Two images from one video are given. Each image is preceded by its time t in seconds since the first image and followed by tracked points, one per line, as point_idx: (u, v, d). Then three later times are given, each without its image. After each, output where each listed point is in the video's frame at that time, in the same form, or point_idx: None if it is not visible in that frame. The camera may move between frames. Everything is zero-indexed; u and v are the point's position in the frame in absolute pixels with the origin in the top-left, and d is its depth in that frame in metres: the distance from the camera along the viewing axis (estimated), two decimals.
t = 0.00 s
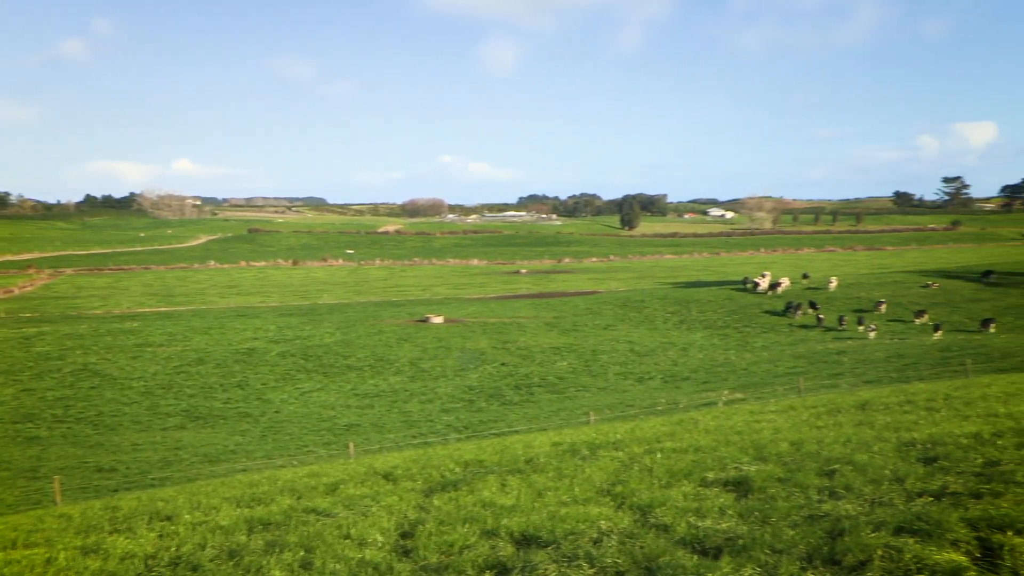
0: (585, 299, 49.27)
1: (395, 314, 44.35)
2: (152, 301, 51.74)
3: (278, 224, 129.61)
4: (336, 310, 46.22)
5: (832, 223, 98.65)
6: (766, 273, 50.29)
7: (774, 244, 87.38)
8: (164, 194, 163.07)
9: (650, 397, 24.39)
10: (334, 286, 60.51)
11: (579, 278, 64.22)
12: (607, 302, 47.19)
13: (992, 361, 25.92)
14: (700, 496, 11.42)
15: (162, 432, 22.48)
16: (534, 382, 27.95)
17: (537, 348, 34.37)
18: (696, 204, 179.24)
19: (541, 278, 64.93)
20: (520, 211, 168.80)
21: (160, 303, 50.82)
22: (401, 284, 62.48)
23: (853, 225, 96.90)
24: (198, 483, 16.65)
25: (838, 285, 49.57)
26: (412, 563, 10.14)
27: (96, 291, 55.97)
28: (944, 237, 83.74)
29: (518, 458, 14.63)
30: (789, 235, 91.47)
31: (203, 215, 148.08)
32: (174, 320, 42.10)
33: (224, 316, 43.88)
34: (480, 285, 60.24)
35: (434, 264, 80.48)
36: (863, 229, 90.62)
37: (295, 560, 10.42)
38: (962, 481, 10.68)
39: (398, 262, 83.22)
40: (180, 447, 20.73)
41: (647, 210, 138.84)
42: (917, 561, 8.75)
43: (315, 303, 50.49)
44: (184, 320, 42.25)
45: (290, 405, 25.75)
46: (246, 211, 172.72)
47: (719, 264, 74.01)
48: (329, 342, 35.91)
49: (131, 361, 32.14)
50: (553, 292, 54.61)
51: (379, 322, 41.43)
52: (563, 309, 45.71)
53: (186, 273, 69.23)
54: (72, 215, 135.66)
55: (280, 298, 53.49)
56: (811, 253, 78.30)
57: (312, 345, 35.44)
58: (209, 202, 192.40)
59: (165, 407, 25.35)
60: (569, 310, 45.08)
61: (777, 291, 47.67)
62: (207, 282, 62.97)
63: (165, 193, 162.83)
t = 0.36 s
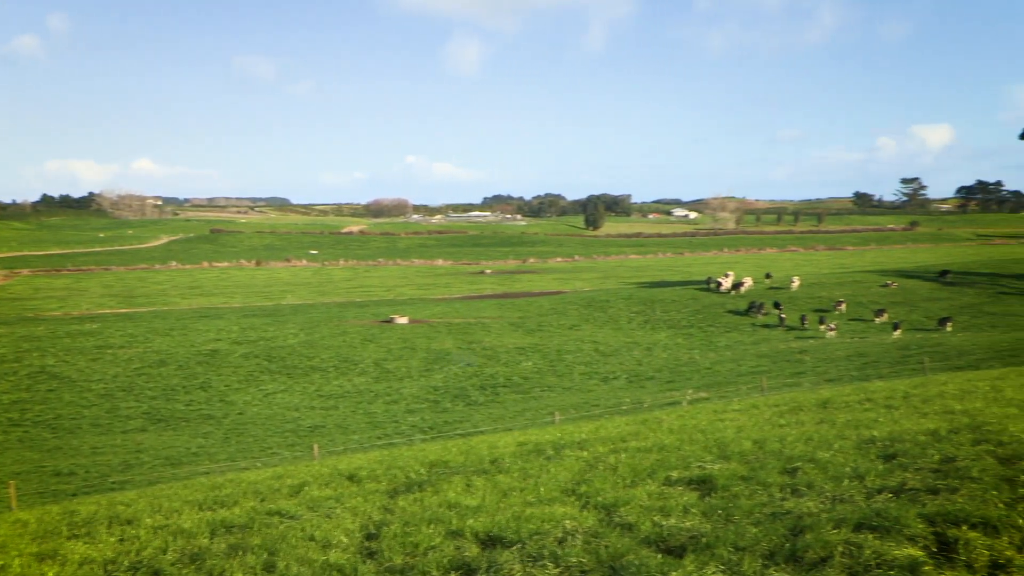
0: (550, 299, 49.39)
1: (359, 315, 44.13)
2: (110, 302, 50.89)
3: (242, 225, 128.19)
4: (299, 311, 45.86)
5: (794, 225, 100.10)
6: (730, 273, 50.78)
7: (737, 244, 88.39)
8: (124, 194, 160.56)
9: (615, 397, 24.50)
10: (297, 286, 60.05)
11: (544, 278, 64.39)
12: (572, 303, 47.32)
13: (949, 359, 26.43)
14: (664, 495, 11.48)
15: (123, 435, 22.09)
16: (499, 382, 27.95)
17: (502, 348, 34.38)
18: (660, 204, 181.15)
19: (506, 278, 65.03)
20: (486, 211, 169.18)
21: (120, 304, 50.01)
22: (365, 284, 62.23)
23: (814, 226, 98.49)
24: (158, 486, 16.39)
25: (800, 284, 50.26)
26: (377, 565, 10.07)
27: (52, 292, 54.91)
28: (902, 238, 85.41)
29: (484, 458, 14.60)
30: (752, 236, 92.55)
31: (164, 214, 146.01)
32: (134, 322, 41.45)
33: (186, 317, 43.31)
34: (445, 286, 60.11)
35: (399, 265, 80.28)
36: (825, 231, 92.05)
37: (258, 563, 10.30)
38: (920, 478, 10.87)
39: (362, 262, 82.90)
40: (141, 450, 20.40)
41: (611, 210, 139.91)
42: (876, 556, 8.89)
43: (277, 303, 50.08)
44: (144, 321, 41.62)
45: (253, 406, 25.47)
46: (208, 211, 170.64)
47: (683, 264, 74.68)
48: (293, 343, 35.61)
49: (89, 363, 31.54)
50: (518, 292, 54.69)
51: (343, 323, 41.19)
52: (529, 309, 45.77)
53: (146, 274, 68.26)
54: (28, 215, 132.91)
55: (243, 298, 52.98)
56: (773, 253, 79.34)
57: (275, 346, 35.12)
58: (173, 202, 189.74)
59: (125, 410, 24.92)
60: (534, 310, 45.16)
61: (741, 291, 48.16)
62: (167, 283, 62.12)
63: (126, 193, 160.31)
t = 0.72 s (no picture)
0: (523, 299, 49.45)
1: (331, 315, 43.99)
2: (78, 303, 50.33)
3: (215, 225, 127.17)
4: (271, 312, 45.66)
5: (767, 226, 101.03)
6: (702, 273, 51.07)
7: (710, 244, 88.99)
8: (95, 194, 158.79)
9: (588, 397, 24.58)
10: (268, 287, 59.75)
11: (517, 278, 64.47)
12: (545, 303, 47.38)
13: (917, 358, 26.78)
14: (638, 495, 11.51)
15: (92, 437, 21.86)
16: (472, 382, 27.97)
17: (475, 348, 34.37)
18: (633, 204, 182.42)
19: (479, 279, 65.07)
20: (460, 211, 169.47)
21: (89, 305, 49.44)
22: (337, 284, 62.12)
23: (788, 227, 99.20)
24: (127, 489, 16.22)
25: (773, 284, 50.68)
26: (349, 566, 10.02)
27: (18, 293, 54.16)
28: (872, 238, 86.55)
29: (457, 459, 14.59)
30: (726, 235, 93.32)
31: (136, 213, 144.59)
32: (103, 323, 41.02)
33: (156, 318, 42.92)
34: (418, 286, 60.02)
35: (371, 265, 80.19)
36: (796, 231, 92.99)
37: (230, 565, 10.22)
38: (889, 475, 10.98)
39: (335, 262, 82.67)
40: (110, 453, 20.19)
41: (585, 210, 140.61)
42: (847, 554, 8.97)
43: (248, 304, 49.81)
44: (113, 322, 41.20)
45: (225, 408, 25.31)
46: (180, 211, 169.14)
47: (656, 263, 75.12)
48: (265, 344, 35.42)
49: (58, 365, 31.15)
50: (491, 292, 54.76)
51: (315, 323, 41.05)
52: (502, 309, 45.80)
53: (116, 275, 67.60)
54: None
55: (214, 299, 52.66)
56: (746, 252, 80.01)
57: (246, 347, 34.92)
58: (146, 203, 187.93)
59: (94, 412, 24.65)
60: (507, 310, 45.17)
61: (714, 291, 48.42)
62: (136, 284, 61.56)
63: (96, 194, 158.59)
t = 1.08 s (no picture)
0: (497, 299, 49.48)
1: (304, 316, 43.77)
2: (45, 304, 49.63)
3: (188, 225, 126.01)
4: (243, 313, 45.34)
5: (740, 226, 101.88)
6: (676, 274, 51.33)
7: (684, 244, 89.54)
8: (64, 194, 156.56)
9: (562, 397, 24.66)
10: (241, 288, 59.36)
11: (491, 279, 64.47)
12: (520, 303, 47.42)
13: (887, 357, 27.14)
14: (612, 494, 11.55)
15: (61, 440, 21.57)
16: (447, 383, 27.95)
17: (449, 349, 34.36)
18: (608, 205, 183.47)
19: (453, 279, 65.03)
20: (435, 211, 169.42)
21: (58, 306, 48.84)
22: (309, 285, 61.85)
23: (761, 227, 100.12)
24: (97, 492, 16.03)
25: (746, 284, 51.08)
26: (322, 568, 9.98)
27: None
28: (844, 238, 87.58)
29: (431, 459, 14.57)
30: (700, 236, 94.01)
31: (106, 212, 142.71)
32: (71, 324, 40.49)
33: (126, 320, 42.44)
34: (393, 287, 59.88)
35: (345, 265, 79.96)
36: (769, 231, 93.85)
37: (202, 568, 10.13)
38: (859, 473, 11.12)
39: (308, 263, 82.20)
40: (79, 456, 19.94)
41: (559, 210, 141.08)
42: (818, 551, 9.05)
43: (221, 305, 49.47)
44: (81, 324, 40.66)
45: (198, 409, 25.11)
46: (150, 211, 167.26)
47: (631, 264, 75.46)
48: (238, 345, 35.15)
49: (25, 367, 30.69)
50: (465, 292, 54.74)
51: (287, 324, 40.82)
52: (476, 309, 45.79)
53: (85, 275, 66.69)
54: None
55: (185, 300, 52.19)
56: (719, 252, 80.57)
57: (219, 348, 34.64)
58: (117, 203, 185.69)
59: (63, 415, 24.32)
60: (481, 311, 45.15)
61: (688, 292, 48.69)
62: (105, 285, 60.81)
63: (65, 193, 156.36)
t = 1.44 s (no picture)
0: (472, 300, 49.49)
1: (277, 317, 43.54)
2: (13, 305, 48.96)
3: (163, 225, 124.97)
4: (216, 314, 45.03)
5: (715, 227, 102.42)
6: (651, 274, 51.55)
7: (658, 244, 90.01)
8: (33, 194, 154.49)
9: (537, 397, 24.72)
10: (214, 288, 58.98)
11: (465, 279, 64.50)
12: (496, 303, 47.40)
13: (859, 356, 27.44)
14: (586, 494, 11.58)
15: (30, 443, 21.30)
16: (422, 383, 27.91)
17: (423, 349, 34.32)
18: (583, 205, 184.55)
19: (428, 279, 65.00)
20: (410, 211, 169.81)
21: (27, 307, 48.24)
22: (282, 286, 61.61)
23: (735, 227, 101.00)
24: (66, 496, 15.85)
25: (722, 283, 51.42)
26: (297, 570, 9.93)
27: None
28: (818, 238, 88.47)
29: (405, 460, 14.54)
30: (675, 235, 94.60)
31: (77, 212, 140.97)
32: (39, 326, 39.99)
33: (96, 321, 41.98)
34: (367, 287, 59.69)
35: (318, 266, 79.76)
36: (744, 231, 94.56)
37: (174, 572, 10.05)
38: (832, 471, 11.22)
39: (282, 263, 81.77)
40: (48, 459, 19.71)
41: (535, 211, 141.52)
42: (791, 549, 9.12)
43: (193, 306, 49.14)
44: (50, 326, 40.16)
45: (170, 411, 24.92)
46: (122, 211, 165.66)
47: (606, 263, 75.75)
48: (211, 346, 34.90)
49: None
50: (439, 293, 54.72)
51: (260, 325, 40.60)
52: (450, 309, 45.79)
53: (55, 276, 65.90)
54: None
55: (156, 301, 51.74)
56: (693, 252, 81.02)
57: (192, 349, 34.37)
58: (88, 203, 183.69)
59: (32, 418, 24.02)
60: (455, 311, 45.13)
61: (663, 291, 48.91)
62: (75, 285, 60.13)
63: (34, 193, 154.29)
